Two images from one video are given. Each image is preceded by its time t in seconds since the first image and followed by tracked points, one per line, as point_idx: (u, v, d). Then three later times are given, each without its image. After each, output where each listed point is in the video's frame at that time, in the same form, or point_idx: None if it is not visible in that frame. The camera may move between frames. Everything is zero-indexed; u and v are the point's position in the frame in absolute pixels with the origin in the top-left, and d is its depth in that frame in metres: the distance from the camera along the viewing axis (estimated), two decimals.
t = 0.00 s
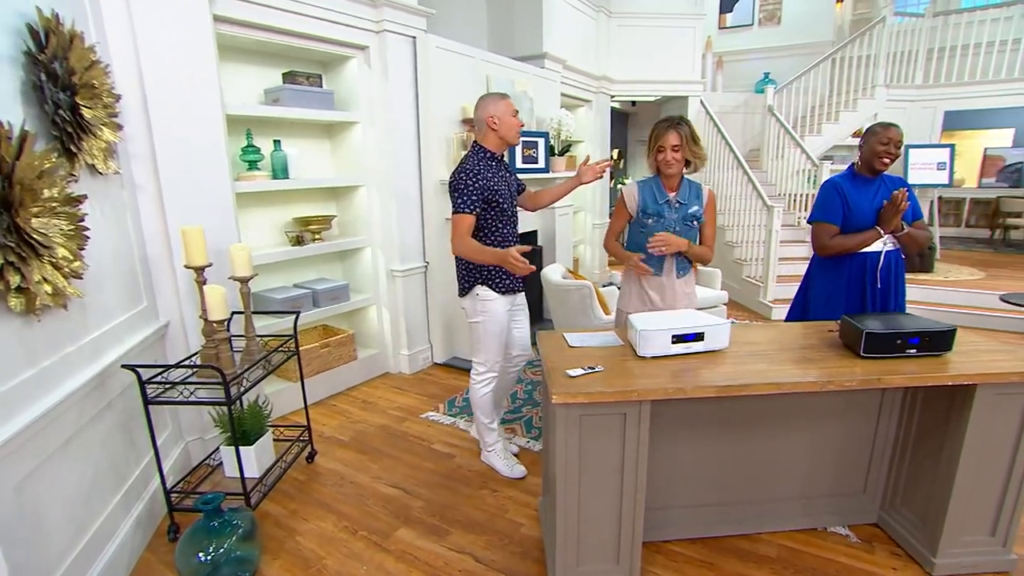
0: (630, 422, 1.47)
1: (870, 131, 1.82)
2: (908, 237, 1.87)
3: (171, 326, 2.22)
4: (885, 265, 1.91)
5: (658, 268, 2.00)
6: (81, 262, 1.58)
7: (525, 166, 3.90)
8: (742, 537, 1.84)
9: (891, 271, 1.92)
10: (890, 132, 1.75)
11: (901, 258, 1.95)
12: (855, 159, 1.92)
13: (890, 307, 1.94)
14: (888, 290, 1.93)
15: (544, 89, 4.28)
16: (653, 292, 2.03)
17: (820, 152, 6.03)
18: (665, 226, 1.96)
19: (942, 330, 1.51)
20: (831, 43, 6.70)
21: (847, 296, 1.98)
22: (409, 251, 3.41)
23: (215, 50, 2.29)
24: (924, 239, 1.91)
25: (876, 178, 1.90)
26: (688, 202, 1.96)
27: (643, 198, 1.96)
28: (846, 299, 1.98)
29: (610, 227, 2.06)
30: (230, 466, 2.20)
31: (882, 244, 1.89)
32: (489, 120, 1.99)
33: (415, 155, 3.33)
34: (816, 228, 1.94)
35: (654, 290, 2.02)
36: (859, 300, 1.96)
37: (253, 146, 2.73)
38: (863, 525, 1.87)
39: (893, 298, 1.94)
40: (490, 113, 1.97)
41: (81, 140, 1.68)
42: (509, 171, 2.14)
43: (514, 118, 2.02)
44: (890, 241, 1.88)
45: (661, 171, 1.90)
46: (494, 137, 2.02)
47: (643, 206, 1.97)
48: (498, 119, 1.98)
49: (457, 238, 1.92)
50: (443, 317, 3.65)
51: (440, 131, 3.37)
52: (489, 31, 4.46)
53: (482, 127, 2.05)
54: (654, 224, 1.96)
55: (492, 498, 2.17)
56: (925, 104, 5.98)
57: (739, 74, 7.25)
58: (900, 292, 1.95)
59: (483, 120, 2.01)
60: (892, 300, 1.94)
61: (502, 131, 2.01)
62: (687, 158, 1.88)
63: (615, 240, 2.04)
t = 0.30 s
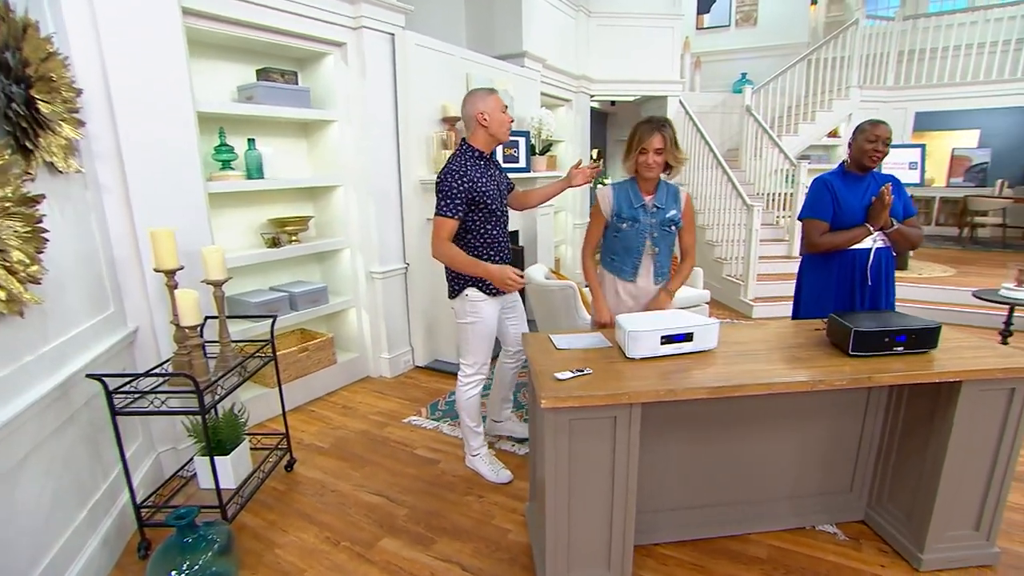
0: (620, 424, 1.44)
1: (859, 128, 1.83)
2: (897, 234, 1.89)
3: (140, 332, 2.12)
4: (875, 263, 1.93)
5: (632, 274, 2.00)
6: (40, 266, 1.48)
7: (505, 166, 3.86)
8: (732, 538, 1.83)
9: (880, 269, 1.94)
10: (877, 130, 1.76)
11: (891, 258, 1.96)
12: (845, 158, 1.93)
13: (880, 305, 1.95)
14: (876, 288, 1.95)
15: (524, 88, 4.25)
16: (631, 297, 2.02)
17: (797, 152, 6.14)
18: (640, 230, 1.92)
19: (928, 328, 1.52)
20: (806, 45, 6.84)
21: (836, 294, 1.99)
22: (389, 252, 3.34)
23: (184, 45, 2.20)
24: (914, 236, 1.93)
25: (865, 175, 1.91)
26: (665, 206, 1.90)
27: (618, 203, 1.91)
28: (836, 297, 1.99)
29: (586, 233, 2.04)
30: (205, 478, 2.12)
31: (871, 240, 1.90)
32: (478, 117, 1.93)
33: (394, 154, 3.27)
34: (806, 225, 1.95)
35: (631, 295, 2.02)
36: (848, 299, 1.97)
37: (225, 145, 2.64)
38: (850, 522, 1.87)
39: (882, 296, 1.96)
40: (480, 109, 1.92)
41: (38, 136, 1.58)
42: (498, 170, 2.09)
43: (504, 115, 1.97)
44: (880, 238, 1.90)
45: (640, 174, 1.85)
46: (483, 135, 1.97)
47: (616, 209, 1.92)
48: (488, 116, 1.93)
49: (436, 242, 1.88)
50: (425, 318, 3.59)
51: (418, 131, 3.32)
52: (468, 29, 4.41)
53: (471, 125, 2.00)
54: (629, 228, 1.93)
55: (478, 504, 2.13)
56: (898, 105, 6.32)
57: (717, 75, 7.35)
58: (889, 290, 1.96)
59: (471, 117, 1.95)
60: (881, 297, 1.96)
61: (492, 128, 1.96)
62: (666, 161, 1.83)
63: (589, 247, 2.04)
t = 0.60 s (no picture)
0: (608, 431, 1.41)
1: (841, 131, 1.84)
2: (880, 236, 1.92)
3: (106, 341, 2.02)
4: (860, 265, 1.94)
5: (612, 282, 1.95)
6: None
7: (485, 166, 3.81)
8: (720, 541, 1.82)
9: (864, 270, 1.96)
10: (860, 131, 1.77)
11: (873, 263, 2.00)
12: (826, 160, 1.93)
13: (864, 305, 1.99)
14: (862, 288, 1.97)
15: (504, 88, 4.22)
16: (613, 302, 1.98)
17: (774, 152, 6.24)
18: (616, 235, 1.88)
19: (912, 327, 1.53)
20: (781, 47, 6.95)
21: (823, 297, 2.00)
22: (367, 255, 3.27)
23: (151, 41, 2.11)
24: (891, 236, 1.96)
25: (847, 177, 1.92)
26: (637, 205, 1.88)
27: (589, 210, 1.84)
28: (823, 298, 2.00)
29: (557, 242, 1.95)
30: (176, 492, 2.03)
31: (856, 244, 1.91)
32: (480, 121, 1.91)
33: (372, 155, 3.20)
34: (794, 230, 1.92)
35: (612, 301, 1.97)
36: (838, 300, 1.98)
37: (196, 146, 2.54)
38: (836, 522, 1.88)
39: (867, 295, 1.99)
40: (485, 111, 1.89)
41: None
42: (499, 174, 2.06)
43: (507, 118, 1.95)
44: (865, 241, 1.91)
45: (607, 165, 1.79)
46: (486, 139, 1.94)
47: (587, 218, 1.85)
48: (491, 118, 1.90)
49: (445, 246, 1.84)
50: (405, 322, 3.52)
51: (397, 131, 3.25)
52: (446, 28, 4.36)
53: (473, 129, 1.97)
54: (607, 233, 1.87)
55: (463, 513, 2.08)
56: (870, 107, 6.47)
57: (694, 75, 7.43)
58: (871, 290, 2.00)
59: (474, 122, 1.92)
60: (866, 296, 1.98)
61: (495, 131, 1.93)
62: (632, 148, 1.79)
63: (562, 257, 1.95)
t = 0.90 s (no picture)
0: (599, 438, 1.38)
1: (830, 136, 1.85)
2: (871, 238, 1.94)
3: (73, 351, 1.92)
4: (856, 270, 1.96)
5: (595, 288, 1.90)
6: None
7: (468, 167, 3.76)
8: (710, 546, 1.80)
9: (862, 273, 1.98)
10: (849, 136, 1.79)
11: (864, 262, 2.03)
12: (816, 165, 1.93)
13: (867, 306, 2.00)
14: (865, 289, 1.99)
15: (485, 88, 4.18)
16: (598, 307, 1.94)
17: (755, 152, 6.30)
18: (597, 239, 1.84)
19: (900, 328, 1.53)
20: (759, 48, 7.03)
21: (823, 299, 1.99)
22: (347, 258, 3.20)
23: (118, 37, 2.02)
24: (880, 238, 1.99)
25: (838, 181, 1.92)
26: (618, 206, 1.86)
27: (570, 213, 1.80)
28: (823, 301, 2.00)
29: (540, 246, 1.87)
30: (149, 508, 1.94)
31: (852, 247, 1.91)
32: (499, 129, 1.96)
33: (352, 156, 3.14)
34: (792, 238, 1.90)
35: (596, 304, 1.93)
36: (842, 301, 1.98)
37: (168, 146, 2.45)
38: (824, 524, 1.88)
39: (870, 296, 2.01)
40: (502, 119, 1.94)
41: None
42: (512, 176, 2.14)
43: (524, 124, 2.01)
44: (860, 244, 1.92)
45: (588, 172, 1.77)
46: (504, 146, 1.99)
47: (569, 221, 1.81)
48: (508, 126, 1.95)
49: (511, 240, 1.96)
50: (388, 325, 3.44)
51: (377, 131, 3.18)
52: (427, 27, 4.31)
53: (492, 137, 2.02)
54: (586, 238, 1.83)
55: (449, 522, 2.03)
56: (848, 108, 6.56)
57: (675, 76, 7.48)
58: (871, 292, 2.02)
59: (493, 128, 1.98)
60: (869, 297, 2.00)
61: (512, 138, 1.98)
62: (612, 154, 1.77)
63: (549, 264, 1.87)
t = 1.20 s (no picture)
0: (591, 443, 1.35)
1: (826, 133, 1.87)
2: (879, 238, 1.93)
3: (41, 359, 1.84)
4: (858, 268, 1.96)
5: (596, 285, 1.88)
6: None
7: (453, 168, 3.70)
8: (703, 549, 1.78)
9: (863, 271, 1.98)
10: (842, 131, 1.80)
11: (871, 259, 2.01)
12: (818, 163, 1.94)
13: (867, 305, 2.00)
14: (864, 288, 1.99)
15: (470, 87, 4.14)
16: (597, 305, 1.92)
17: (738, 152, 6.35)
18: (596, 236, 1.82)
19: (890, 328, 1.52)
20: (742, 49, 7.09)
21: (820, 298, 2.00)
22: (330, 260, 3.14)
23: (87, 31, 1.94)
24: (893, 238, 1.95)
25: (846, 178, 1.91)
26: (617, 203, 1.84)
27: (568, 211, 1.78)
28: (820, 299, 2.00)
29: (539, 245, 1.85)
30: (123, 522, 1.86)
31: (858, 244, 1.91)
32: (506, 125, 2.13)
33: (334, 156, 3.07)
34: (792, 233, 1.90)
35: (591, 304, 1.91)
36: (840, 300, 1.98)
37: (142, 146, 2.37)
38: (815, 524, 1.88)
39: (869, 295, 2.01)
40: (509, 117, 2.11)
41: None
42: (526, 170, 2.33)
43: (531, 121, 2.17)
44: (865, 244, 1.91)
45: (588, 164, 1.74)
46: (512, 141, 2.16)
47: (568, 218, 1.79)
48: (515, 123, 2.12)
49: (528, 226, 2.17)
50: (372, 328, 3.37)
51: (360, 131, 3.12)
52: (410, 25, 4.26)
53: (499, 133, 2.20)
54: (586, 235, 1.81)
55: (437, 530, 1.99)
56: (829, 108, 6.63)
57: (659, 77, 7.52)
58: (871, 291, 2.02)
59: (500, 125, 2.15)
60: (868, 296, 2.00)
61: (519, 134, 2.15)
62: (612, 149, 1.76)
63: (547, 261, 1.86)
